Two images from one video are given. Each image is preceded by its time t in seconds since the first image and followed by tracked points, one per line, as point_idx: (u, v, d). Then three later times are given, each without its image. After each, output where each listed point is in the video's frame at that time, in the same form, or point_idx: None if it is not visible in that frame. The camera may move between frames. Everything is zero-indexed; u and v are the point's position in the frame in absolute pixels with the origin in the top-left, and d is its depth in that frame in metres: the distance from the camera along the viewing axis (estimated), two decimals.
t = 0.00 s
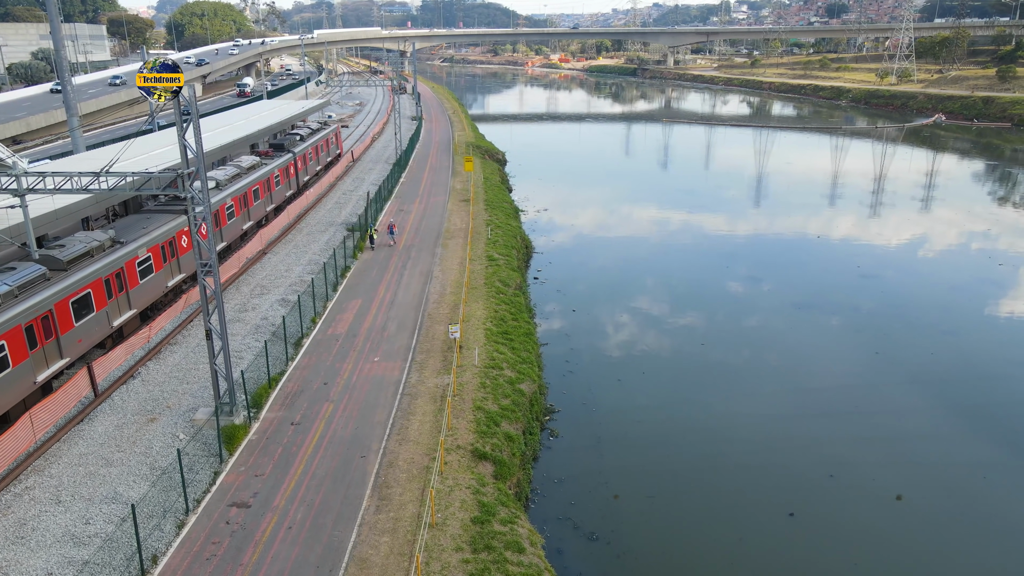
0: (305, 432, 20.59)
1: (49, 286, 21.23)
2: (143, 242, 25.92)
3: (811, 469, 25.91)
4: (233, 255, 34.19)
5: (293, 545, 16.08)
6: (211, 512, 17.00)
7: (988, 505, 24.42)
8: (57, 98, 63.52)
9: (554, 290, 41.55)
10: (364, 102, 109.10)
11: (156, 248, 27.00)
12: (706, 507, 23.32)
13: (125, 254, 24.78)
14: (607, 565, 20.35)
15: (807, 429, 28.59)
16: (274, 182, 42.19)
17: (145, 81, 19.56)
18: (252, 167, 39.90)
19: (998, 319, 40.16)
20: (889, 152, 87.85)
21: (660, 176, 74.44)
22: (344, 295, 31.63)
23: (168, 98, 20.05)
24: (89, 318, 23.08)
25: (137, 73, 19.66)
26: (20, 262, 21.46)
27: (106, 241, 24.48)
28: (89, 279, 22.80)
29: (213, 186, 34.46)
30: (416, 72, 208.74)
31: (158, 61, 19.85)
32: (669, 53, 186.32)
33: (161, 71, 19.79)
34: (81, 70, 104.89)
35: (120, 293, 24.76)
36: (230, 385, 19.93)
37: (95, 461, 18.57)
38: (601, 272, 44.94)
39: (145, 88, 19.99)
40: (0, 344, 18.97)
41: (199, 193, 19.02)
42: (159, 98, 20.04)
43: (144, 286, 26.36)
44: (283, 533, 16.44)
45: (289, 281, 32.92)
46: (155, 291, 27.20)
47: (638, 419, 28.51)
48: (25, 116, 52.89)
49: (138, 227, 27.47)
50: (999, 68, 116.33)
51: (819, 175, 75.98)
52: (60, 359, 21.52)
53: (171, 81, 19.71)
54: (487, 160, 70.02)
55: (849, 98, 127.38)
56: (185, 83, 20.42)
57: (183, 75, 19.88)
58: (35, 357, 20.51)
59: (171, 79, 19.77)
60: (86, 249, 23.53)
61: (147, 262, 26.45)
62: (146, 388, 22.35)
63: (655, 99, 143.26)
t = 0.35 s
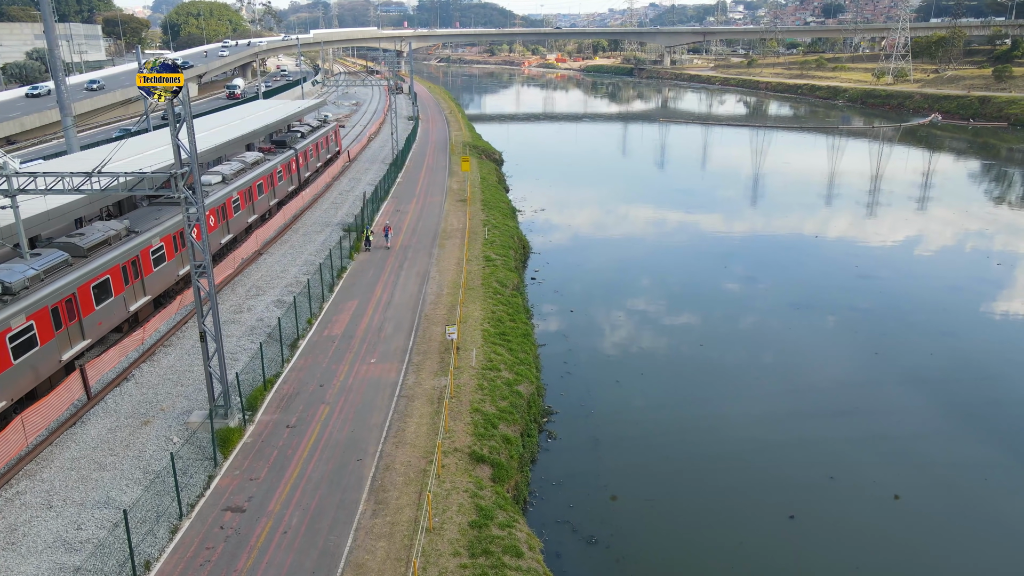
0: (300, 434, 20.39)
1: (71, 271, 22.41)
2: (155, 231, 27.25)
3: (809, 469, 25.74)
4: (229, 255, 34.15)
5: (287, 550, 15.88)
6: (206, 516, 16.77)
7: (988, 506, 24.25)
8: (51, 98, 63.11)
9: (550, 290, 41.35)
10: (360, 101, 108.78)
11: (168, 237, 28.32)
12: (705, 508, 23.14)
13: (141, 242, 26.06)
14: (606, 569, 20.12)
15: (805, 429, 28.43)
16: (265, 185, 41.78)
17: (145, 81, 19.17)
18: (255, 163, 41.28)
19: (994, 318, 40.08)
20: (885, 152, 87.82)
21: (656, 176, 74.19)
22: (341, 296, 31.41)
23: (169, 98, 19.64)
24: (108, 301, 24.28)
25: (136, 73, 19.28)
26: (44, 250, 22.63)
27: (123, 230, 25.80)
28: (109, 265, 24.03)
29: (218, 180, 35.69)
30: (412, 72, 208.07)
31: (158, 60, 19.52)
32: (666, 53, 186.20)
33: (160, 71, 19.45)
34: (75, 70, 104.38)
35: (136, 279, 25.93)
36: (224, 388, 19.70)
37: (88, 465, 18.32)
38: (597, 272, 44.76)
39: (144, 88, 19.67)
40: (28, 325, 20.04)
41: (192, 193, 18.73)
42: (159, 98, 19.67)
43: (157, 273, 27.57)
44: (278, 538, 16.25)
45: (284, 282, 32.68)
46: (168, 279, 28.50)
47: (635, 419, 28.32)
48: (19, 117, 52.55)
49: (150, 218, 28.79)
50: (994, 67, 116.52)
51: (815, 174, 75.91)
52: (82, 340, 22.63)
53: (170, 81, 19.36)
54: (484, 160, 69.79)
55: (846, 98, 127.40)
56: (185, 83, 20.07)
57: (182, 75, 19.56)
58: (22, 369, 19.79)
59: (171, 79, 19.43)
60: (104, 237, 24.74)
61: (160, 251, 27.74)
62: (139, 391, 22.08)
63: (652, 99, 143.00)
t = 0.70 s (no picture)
0: (298, 437, 20.18)
1: (93, 257, 23.45)
2: (171, 221, 28.50)
3: (810, 470, 25.53)
4: (226, 256, 33.73)
5: (285, 554, 15.70)
6: (202, 521, 16.56)
7: (991, 507, 24.02)
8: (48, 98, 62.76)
9: (549, 290, 41.13)
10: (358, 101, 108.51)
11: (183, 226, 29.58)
12: (705, 510, 22.92)
13: (158, 231, 27.29)
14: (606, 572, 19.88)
15: (805, 429, 28.25)
16: (266, 183, 41.41)
17: (144, 81, 18.93)
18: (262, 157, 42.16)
19: (994, 318, 39.95)
20: (884, 151, 87.68)
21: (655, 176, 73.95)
22: (339, 297, 31.20)
23: (169, 99, 19.39)
24: (129, 286, 25.57)
25: (136, 73, 19.04)
26: (68, 237, 23.94)
27: (142, 220, 27.06)
28: (129, 252, 25.27)
29: (227, 174, 36.55)
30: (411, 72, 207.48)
31: (158, 60, 19.23)
32: (665, 53, 185.96)
33: (161, 71, 19.20)
34: (72, 69, 103.99)
35: (152, 267, 27.09)
36: (221, 390, 19.48)
37: (83, 468, 18.11)
38: (596, 272, 44.58)
39: (144, 88, 19.35)
40: (56, 307, 21.32)
41: (187, 193, 18.48)
42: (159, 98, 19.41)
43: (174, 261, 28.75)
44: (275, 543, 16.02)
45: (282, 282, 32.44)
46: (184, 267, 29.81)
47: (634, 420, 28.13)
48: (15, 117, 52.23)
49: (165, 210, 30.04)
50: (993, 67, 116.47)
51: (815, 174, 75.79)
52: (105, 322, 23.94)
53: (170, 81, 19.12)
54: (483, 159, 69.63)
55: (845, 97, 127.25)
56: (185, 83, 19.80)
57: (183, 75, 19.33)
58: None
59: (172, 79, 19.20)
60: (124, 226, 26.03)
61: (175, 240, 28.98)
62: (136, 393, 21.86)
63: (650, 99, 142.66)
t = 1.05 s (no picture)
0: (296, 439, 19.98)
1: (114, 245, 24.67)
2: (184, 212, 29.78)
3: (811, 471, 25.31)
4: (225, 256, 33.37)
5: (283, 558, 15.50)
6: (198, 525, 16.34)
7: (993, 509, 23.80)
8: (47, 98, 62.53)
9: (548, 290, 40.94)
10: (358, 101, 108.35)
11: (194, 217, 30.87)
12: (707, 512, 22.70)
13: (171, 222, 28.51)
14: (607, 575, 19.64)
15: (806, 430, 28.04)
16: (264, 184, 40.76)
17: (144, 81, 18.66)
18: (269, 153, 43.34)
19: (995, 318, 39.79)
20: (884, 151, 87.61)
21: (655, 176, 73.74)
22: (338, 297, 30.99)
23: (168, 99, 19.10)
24: (146, 273, 26.77)
25: (136, 73, 18.70)
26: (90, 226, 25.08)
27: (156, 210, 28.30)
28: (145, 240, 26.46)
29: (235, 168, 37.65)
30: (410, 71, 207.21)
31: (158, 60, 18.92)
32: (665, 52, 185.86)
33: (160, 71, 18.91)
34: (72, 69, 103.78)
35: (169, 256, 28.46)
36: (218, 392, 19.26)
37: (78, 471, 17.90)
38: (595, 272, 44.38)
39: (144, 88, 18.98)
40: (82, 290, 22.50)
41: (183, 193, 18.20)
42: (159, 99, 19.14)
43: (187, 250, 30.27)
44: (273, 547, 15.82)
45: (281, 283, 32.22)
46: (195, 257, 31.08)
47: (634, 421, 27.90)
48: (14, 116, 52.00)
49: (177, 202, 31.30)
50: (994, 67, 116.45)
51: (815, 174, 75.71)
52: (125, 307, 25.05)
53: (170, 81, 18.94)
54: (483, 159, 69.50)
55: (845, 97, 127.10)
56: (186, 83, 19.55)
57: (183, 75, 19.11)
58: None
59: (171, 79, 18.97)
60: (140, 216, 27.24)
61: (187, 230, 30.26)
62: (133, 395, 21.65)
63: (651, 99, 142.48)
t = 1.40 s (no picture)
0: (294, 442, 19.77)
1: (132, 233, 25.94)
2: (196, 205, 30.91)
3: (813, 472, 25.09)
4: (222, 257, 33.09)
5: (278, 564, 15.29)
6: (193, 529, 16.14)
7: (995, 510, 23.57)
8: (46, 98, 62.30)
9: (548, 290, 40.71)
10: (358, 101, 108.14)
11: (205, 210, 32.08)
12: (708, 515, 22.46)
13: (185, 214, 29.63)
14: None
15: (808, 430, 27.81)
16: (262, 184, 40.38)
17: (144, 80, 18.47)
18: (274, 149, 44.53)
19: (995, 317, 39.57)
20: (884, 151, 87.47)
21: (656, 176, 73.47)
22: (336, 298, 30.81)
23: (168, 99, 18.87)
24: (161, 263, 27.89)
25: (136, 73, 18.49)
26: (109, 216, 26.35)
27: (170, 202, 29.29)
28: (160, 231, 27.57)
29: (243, 163, 38.93)
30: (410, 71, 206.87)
31: (157, 60, 18.73)
32: (665, 52, 185.59)
33: (161, 70, 18.70)
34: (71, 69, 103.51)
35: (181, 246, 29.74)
36: (215, 394, 19.05)
37: (72, 475, 17.69)
38: (594, 272, 44.15)
39: (143, 88, 18.77)
40: (104, 276, 23.70)
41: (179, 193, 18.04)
42: (159, 99, 18.92)
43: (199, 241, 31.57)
44: (270, 552, 15.63)
45: (279, 284, 31.99)
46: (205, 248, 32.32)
47: (634, 422, 27.66)
48: (12, 116, 51.78)
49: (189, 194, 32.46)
50: (994, 67, 116.29)
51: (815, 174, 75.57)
52: (143, 292, 26.31)
53: (170, 81, 18.65)
54: (482, 159, 69.33)
55: (845, 97, 126.82)
56: (186, 83, 19.32)
57: (183, 75, 18.86)
58: None
59: (171, 79, 18.73)
60: (156, 208, 28.36)
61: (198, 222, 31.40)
62: (128, 397, 21.45)
63: (651, 99, 142.22)
